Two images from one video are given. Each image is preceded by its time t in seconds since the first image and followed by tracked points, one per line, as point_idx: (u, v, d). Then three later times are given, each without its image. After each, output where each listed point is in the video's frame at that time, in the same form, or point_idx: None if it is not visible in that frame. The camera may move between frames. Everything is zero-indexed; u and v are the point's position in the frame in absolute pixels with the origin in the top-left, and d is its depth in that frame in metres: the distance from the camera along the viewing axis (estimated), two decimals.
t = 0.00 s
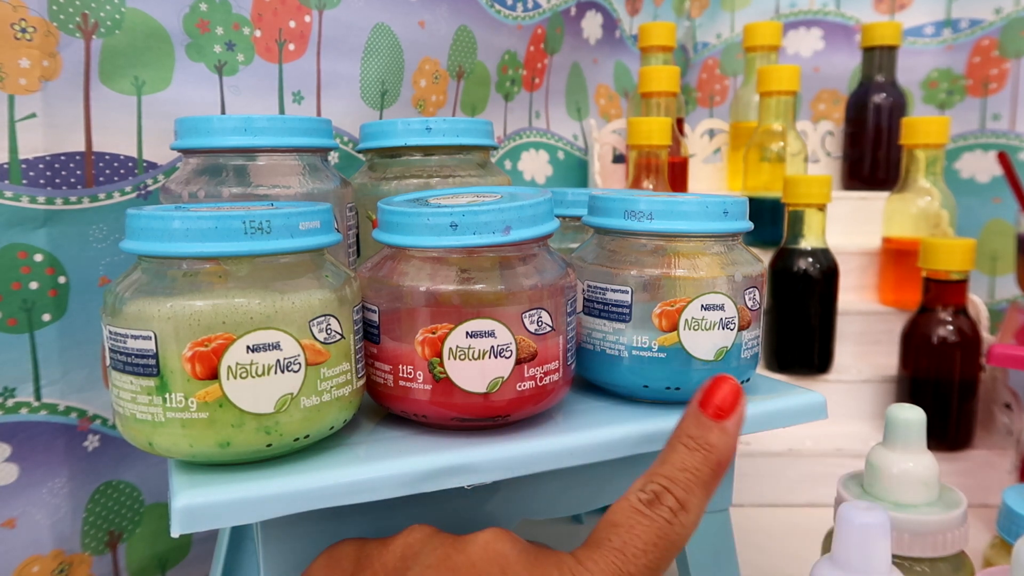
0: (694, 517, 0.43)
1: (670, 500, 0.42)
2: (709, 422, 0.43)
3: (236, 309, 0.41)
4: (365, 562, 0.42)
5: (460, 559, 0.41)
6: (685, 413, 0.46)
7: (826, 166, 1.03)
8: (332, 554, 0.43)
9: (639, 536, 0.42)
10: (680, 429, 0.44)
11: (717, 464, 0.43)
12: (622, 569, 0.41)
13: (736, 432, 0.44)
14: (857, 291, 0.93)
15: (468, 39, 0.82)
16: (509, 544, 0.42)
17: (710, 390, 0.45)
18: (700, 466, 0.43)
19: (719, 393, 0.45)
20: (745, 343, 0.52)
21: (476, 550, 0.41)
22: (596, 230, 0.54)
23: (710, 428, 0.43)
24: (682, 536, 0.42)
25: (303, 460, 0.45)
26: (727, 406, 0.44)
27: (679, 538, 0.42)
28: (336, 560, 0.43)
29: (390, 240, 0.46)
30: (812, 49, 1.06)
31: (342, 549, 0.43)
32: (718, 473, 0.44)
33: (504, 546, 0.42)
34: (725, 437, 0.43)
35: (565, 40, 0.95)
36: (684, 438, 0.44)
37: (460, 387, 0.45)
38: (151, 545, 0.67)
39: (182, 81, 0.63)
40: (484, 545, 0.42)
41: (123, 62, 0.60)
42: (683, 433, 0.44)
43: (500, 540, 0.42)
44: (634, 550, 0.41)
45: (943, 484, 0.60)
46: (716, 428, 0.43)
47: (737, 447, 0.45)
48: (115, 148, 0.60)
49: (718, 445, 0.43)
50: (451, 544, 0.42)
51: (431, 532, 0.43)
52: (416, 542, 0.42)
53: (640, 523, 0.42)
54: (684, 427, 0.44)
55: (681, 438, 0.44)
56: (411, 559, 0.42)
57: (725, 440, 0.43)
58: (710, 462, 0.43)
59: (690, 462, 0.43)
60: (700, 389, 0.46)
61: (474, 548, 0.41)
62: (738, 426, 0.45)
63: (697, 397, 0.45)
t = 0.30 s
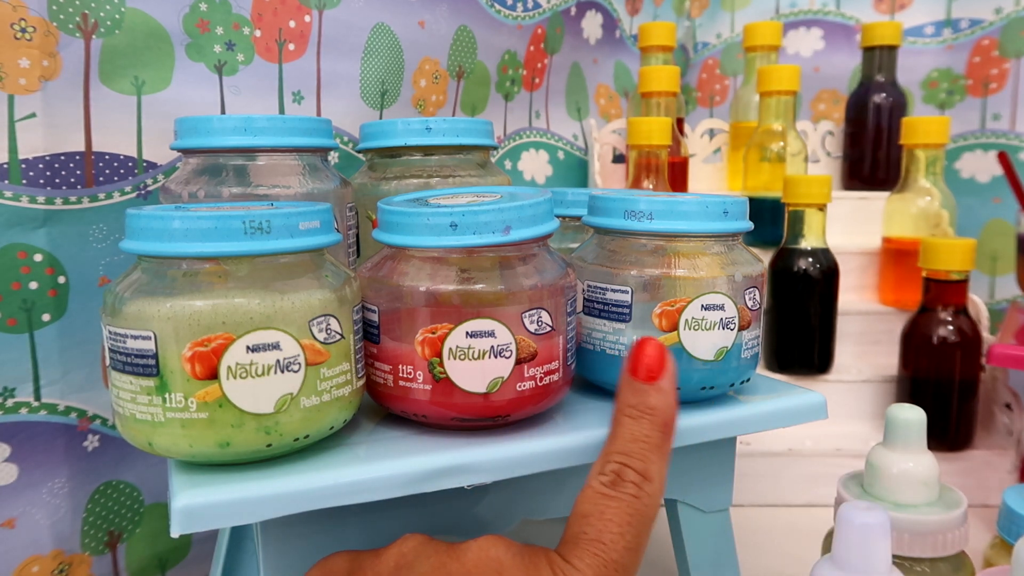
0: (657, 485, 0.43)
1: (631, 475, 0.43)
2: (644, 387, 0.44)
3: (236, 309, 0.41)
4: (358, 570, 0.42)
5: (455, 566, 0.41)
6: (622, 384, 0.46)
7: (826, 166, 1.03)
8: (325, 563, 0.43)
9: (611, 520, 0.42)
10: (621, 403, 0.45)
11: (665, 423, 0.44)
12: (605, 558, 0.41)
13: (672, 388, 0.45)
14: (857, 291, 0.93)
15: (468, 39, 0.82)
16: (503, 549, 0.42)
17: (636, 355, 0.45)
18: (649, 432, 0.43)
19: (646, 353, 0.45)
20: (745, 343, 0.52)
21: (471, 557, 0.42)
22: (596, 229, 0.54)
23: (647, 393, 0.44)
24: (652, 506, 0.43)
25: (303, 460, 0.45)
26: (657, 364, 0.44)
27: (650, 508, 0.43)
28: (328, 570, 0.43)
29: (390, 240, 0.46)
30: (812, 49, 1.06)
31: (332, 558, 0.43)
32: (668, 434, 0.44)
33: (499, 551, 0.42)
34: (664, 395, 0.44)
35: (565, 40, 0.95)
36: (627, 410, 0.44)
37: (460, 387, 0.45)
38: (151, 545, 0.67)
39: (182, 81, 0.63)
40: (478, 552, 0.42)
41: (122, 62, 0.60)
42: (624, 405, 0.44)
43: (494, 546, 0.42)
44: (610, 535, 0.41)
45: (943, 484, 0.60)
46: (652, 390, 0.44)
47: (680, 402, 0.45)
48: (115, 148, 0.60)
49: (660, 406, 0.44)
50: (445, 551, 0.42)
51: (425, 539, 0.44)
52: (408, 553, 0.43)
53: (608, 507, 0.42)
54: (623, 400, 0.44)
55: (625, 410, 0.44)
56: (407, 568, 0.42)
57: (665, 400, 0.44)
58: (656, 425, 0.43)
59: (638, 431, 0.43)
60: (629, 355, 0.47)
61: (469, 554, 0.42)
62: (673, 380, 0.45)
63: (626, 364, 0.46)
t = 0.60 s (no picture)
0: (650, 485, 0.44)
1: (623, 476, 0.43)
2: (635, 388, 0.44)
3: (236, 309, 0.41)
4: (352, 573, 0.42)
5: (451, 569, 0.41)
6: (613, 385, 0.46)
7: (826, 166, 1.03)
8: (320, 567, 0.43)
9: (605, 520, 0.42)
10: (613, 404, 0.45)
11: (657, 424, 0.44)
12: (599, 559, 0.42)
13: (664, 388, 0.45)
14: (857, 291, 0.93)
15: (468, 40, 0.82)
16: (499, 552, 0.42)
17: (628, 357, 0.46)
18: (642, 433, 0.44)
19: (638, 355, 0.45)
20: (745, 343, 0.52)
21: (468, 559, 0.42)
22: (596, 229, 0.54)
23: (638, 394, 0.44)
24: (645, 506, 0.44)
25: (303, 460, 0.45)
26: (647, 367, 0.45)
27: (643, 508, 0.43)
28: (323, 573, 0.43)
29: (390, 240, 0.46)
30: (812, 49, 1.06)
31: (326, 562, 0.43)
32: (660, 434, 0.44)
33: (495, 553, 0.42)
34: (655, 396, 0.44)
35: (565, 40, 0.95)
36: (618, 411, 0.45)
37: (460, 387, 0.45)
38: (151, 545, 0.68)
39: (182, 81, 0.63)
40: (475, 554, 0.42)
41: (123, 62, 0.60)
42: (616, 406, 0.45)
43: (490, 548, 0.42)
44: (604, 536, 0.42)
45: (943, 484, 0.60)
46: (643, 392, 0.44)
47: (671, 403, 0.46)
48: (115, 148, 0.60)
49: (653, 407, 0.44)
50: (441, 554, 0.42)
51: (420, 543, 0.44)
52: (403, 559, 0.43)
53: (602, 507, 0.43)
54: (615, 402, 0.45)
55: (617, 411, 0.45)
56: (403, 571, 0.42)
57: (657, 401, 0.44)
58: (649, 426, 0.44)
59: (631, 433, 0.44)
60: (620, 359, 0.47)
61: (465, 557, 0.42)
62: (665, 381, 0.46)
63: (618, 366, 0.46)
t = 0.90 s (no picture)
0: (666, 498, 0.44)
1: (639, 487, 0.43)
2: (657, 399, 0.44)
3: (235, 309, 0.41)
4: None
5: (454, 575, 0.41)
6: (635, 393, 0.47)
7: (826, 166, 1.03)
8: (324, 568, 0.43)
9: (617, 530, 0.42)
10: (634, 413, 0.45)
11: (677, 437, 0.44)
12: (608, 568, 0.42)
13: (687, 401, 0.45)
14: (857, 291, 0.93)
15: (468, 39, 0.82)
16: (505, 557, 0.42)
17: (653, 367, 0.46)
18: (661, 445, 0.44)
19: (663, 366, 0.45)
20: (745, 343, 0.52)
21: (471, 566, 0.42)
22: (596, 229, 0.54)
23: (661, 405, 0.44)
24: (660, 518, 0.43)
25: (303, 460, 0.45)
26: (672, 379, 0.45)
27: (657, 521, 0.43)
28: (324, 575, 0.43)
29: (390, 240, 0.46)
30: (812, 49, 1.06)
31: (331, 563, 0.43)
32: (679, 447, 0.44)
33: (500, 558, 0.42)
34: (678, 410, 0.44)
35: (565, 40, 0.95)
36: (639, 421, 0.45)
37: (460, 387, 0.45)
38: (151, 545, 0.68)
39: (182, 81, 0.63)
40: (480, 559, 0.42)
41: (122, 62, 0.60)
42: (637, 416, 0.45)
43: (496, 553, 0.42)
44: (615, 545, 0.42)
45: (943, 484, 0.60)
46: (666, 404, 0.44)
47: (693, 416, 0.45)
48: (115, 148, 0.60)
49: (673, 420, 0.44)
50: (446, 558, 0.42)
51: (425, 547, 0.44)
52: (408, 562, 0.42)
53: (616, 517, 0.43)
54: (637, 411, 0.45)
55: (637, 421, 0.45)
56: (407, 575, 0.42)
57: (678, 414, 0.44)
58: (669, 439, 0.44)
59: (650, 444, 0.44)
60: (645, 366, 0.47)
61: (469, 562, 0.42)
62: (688, 393, 0.45)
63: (642, 374, 0.46)
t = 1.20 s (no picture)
0: (652, 506, 0.44)
1: (625, 495, 0.43)
2: (634, 412, 0.45)
3: (235, 309, 0.41)
4: None
5: None
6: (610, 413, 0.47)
7: (826, 166, 1.03)
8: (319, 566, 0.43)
9: (609, 537, 0.42)
10: (611, 428, 0.45)
11: (656, 446, 0.45)
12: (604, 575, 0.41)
13: (662, 413, 0.46)
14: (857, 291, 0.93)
15: (468, 39, 0.82)
16: (497, 561, 0.41)
17: (627, 383, 0.46)
18: (642, 453, 0.44)
19: (637, 382, 0.46)
20: (745, 343, 0.52)
21: (461, 568, 0.41)
22: (596, 229, 0.54)
23: (637, 417, 0.45)
24: (648, 526, 0.43)
25: (303, 460, 0.45)
26: (643, 392, 0.46)
27: (646, 528, 0.43)
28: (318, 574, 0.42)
29: (390, 240, 0.46)
30: (812, 49, 1.06)
31: (325, 562, 0.43)
32: (660, 457, 0.45)
33: (493, 562, 0.41)
34: (654, 419, 0.45)
35: (565, 40, 0.95)
36: (618, 434, 0.45)
37: (460, 387, 0.45)
38: (151, 545, 0.68)
39: (182, 81, 0.63)
40: (471, 562, 0.41)
41: (122, 62, 0.60)
42: (614, 430, 0.45)
43: (488, 557, 0.42)
44: (608, 551, 0.41)
45: (943, 484, 0.60)
46: (642, 414, 0.45)
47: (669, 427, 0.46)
48: (115, 148, 0.60)
49: (650, 428, 0.45)
50: (437, 562, 0.42)
51: (420, 550, 0.43)
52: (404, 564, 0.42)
53: (606, 524, 0.42)
54: (614, 425, 0.45)
55: (615, 435, 0.45)
56: None
57: (655, 423, 0.45)
58: (649, 447, 0.44)
59: (632, 453, 0.44)
60: (618, 384, 0.48)
61: (460, 565, 0.41)
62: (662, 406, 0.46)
63: (616, 393, 0.47)
